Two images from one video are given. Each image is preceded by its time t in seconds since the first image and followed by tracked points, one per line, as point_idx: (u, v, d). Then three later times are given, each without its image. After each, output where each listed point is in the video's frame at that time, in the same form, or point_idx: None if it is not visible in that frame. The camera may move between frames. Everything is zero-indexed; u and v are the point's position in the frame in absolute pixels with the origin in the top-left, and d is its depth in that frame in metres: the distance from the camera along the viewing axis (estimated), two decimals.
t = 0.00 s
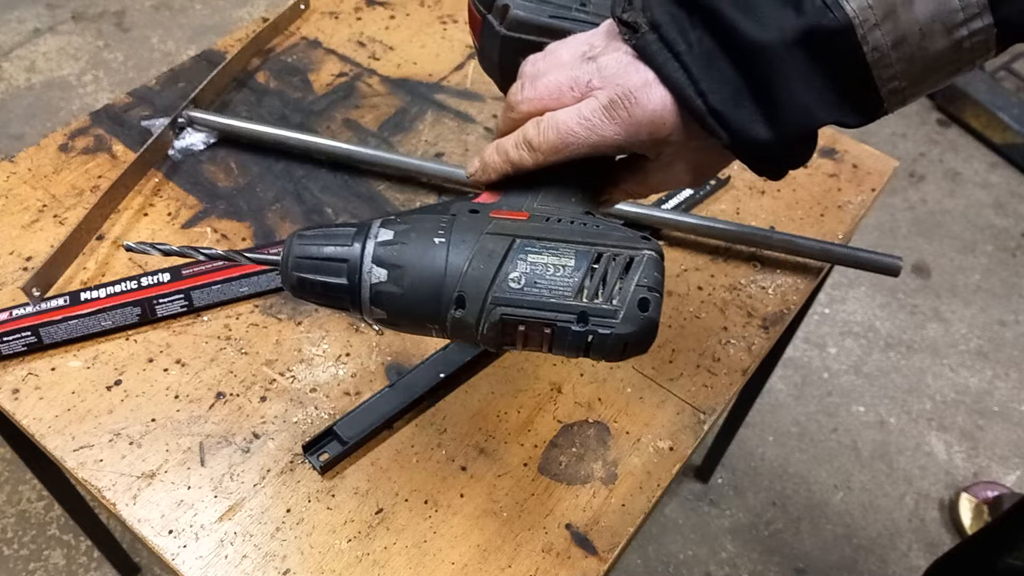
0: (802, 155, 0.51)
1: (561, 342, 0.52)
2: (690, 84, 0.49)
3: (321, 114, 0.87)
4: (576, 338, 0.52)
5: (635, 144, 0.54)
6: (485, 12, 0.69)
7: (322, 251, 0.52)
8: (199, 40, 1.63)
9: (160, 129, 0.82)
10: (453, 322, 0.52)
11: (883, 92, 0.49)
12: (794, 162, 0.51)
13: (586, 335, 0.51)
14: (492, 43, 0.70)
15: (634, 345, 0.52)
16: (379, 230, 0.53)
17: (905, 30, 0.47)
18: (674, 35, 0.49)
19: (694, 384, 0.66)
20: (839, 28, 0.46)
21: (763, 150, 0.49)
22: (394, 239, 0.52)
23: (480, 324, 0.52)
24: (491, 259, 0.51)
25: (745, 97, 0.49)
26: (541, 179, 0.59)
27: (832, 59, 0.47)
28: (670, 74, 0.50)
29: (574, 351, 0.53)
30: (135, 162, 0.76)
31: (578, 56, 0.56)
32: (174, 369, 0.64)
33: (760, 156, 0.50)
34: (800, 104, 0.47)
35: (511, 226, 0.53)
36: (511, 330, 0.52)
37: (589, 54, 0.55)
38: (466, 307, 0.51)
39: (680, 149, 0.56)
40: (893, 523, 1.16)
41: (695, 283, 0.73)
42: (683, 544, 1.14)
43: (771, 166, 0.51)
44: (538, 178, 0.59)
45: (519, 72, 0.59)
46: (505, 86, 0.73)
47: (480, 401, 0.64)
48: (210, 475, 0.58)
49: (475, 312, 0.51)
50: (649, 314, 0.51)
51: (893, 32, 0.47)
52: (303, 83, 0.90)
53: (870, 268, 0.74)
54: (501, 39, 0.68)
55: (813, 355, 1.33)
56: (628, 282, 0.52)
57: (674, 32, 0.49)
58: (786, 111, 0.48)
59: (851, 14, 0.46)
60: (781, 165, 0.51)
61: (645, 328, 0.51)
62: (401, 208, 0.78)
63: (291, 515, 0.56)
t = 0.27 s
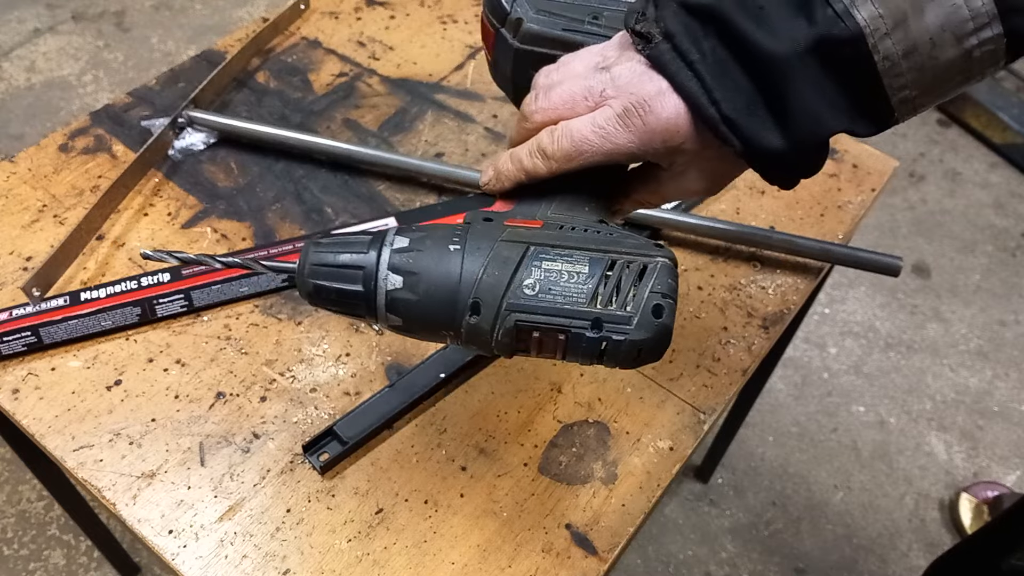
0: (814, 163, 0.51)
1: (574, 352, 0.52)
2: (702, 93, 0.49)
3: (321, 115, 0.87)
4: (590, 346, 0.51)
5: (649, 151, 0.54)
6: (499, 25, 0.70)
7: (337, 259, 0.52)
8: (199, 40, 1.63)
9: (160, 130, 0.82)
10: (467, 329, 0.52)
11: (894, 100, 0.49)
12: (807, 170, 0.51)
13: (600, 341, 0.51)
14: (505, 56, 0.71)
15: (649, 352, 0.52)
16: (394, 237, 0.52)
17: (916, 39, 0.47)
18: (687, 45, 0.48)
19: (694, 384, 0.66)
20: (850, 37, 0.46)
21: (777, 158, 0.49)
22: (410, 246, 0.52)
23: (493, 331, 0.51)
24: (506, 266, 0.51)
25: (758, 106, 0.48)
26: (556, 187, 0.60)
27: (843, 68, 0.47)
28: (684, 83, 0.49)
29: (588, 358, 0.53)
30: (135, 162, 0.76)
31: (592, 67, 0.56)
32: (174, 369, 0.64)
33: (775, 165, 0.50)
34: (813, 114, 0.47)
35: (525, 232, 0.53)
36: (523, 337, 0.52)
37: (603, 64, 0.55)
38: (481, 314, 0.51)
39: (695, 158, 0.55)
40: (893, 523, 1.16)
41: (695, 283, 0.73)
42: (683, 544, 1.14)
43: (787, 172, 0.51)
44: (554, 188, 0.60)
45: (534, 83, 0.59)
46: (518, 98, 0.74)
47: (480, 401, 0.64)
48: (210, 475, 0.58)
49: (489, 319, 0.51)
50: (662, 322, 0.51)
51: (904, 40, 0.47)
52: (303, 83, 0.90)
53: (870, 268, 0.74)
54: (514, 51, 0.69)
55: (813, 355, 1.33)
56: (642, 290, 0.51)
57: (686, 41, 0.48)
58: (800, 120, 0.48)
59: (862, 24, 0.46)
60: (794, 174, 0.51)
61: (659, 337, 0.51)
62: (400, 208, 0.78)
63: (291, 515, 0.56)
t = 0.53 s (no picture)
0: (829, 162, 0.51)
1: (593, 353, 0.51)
2: (719, 92, 0.49)
3: (321, 114, 0.87)
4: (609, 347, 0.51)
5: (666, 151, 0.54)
6: (511, 28, 0.70)
7: (352, 262, 0.52)
8: (199, 40, 1.63)
9: (160, 130, 0.82)
10: (483, 331, 0.52)
11: (910, 98, 0.49)
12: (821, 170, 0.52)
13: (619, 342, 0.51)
14: (517, 59, 0.71)
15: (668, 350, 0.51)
16: (410, 240, 0.52)
17: (932, 37, 0.48)
18: (703, 45, 0.48)
19: (694, 384, 0.66)
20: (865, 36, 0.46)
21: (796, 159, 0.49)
22: (426, 248, 0.52)
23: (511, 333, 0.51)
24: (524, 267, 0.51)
25: (776, 106, 0.48)
26: (571, 188, 0.60)
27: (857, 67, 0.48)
28: (701, 83, 0.49)
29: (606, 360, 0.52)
30: (135, 162, 0.76)
31: (606, 68, 0.56)
32: (174, 369, 0.64)
33: (792, 165, 0.50)
34: (830, 115, 0.48)
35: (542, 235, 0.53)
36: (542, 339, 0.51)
37: (617, 65, 0.55)
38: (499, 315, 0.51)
39: (711, 158, 0.55)
40: (893, 523, 1.16)
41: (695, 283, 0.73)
42: (683, 544, 1.14)
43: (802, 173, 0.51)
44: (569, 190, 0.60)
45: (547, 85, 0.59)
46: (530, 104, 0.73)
47: (480, 401, 0.64)
48: (210, 475, 0.58)
49: (506, 320, 0.51)
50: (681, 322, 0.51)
51: (920, 38, 0.47)
52: (303, 83, 0.90)
53: (870, 268, 0.74)
54: (526, 54, 0.69)
55: (813, 355, 1.33)
56: (659, 291, 0.51)
57: (703, 41, 0.48)
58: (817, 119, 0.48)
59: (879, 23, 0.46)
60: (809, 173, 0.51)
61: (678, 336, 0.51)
62: (400, 208, 0.78)
63: (291, 515, 0.56)
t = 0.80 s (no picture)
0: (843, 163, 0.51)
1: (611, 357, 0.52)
2: (737, 92, 0.49)
3: (321, 114, 0.87)
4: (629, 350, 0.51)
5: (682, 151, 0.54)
6: (518, 30, 0.70)
7: (367, 267, 0.52)
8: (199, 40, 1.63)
9: (160, 130, 0.82)
10: (501, 336, 0.52)
11: (925, 97, 0.49)
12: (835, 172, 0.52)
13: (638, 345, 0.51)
14: (523, 60, 0.70)
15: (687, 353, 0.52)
16: (425, 245, 0.52)
17: (949, 35, 0.48)
18: (720, 45, 0.48)
19: (694, 384, 0.66)
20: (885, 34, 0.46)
21: (813, 160, 0.50)
22: (442, 252, 0.51)
23: (530, 337, 0.51)
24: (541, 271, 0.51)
25: (794, 107, 0.48)
26: (585, 190, 0.59)
27: (876, 66, 0.48)
28: (718, 83, 0.49)
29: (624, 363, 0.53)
30: (135, 162, 0.76)
31: (620, 69, 0.56)
32: (174, 369, 0.64)
33: (808, 166, 0.50)
34: (848, 115, 0.48)
35: (557, 237, 0.53)
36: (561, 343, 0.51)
37: (631, 67, 0.56)
38: (517, 320, 0.51)
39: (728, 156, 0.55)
40: (893, 523, 1.16)
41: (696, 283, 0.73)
42: (682, 544, 1.14)
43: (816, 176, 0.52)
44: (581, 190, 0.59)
45: (558, 88, 0.59)
46: (537, 106, 0.73)
47: (480, 401, 0.64)
48: (210, 475, 0.58)
49: (525, 325, 0.51)
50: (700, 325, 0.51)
51: (937, 37, 0.47)
52: (303, 83, 0.90)
53: (871, 268, 0.74)
54: (534, 55, 0.69)
55: (813, 356, 1.33)
56: (679, 293, 0.51)
57: (720, 41, 0.48)
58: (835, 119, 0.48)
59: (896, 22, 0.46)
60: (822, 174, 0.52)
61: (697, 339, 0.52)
62: (400, 207, 0.78)
63: (291, 515, 0.56)
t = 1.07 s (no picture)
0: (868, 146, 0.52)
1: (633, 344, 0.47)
2: (750, 58, 0.48)
3: (321, 114, 0.87)
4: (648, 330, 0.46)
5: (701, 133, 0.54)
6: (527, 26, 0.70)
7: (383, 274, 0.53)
8: (199, 40, 1.63)
9: (160, 130, 0.82)
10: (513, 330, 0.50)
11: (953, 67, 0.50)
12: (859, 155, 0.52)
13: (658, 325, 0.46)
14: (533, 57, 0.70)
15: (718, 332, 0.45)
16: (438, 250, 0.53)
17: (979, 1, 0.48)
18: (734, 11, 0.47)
19: (693, 384, 0.66)
20: None
21: (835, 130, 0.49)
22: (451, 255, 0.52)
23: (543, 328, 0.49)
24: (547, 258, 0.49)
25: (812, 72, 0.47)
26: (607, 185, 0.59)
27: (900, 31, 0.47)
28: (730, 49, 0.48)
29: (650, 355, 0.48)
30: (135, 162, 0.76)
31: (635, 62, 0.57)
32: (174, 369, 0.64)
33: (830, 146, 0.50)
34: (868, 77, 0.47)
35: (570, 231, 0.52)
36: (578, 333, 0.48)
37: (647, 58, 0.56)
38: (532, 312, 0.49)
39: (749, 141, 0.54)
40: (894, 524, 1.16)
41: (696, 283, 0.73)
42: (682, 544, 1.14)
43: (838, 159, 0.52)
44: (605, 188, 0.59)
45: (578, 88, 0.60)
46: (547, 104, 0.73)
47: (480, 401, 0.64)
48: (210, 475, 0.58)
49: (532, 315, 0.49)
50: (725, 296, 0.45)
51: None
52: (303, 83, 0.90)
53: (872, 268, 0.74)
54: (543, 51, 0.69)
55: (813, 355, 1.33)
56: (696, 264, 0.46)
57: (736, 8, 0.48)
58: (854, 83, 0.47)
59: None
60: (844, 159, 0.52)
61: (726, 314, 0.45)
62: (400, 207, 0.78)
63: (291, 515, 0.56)
